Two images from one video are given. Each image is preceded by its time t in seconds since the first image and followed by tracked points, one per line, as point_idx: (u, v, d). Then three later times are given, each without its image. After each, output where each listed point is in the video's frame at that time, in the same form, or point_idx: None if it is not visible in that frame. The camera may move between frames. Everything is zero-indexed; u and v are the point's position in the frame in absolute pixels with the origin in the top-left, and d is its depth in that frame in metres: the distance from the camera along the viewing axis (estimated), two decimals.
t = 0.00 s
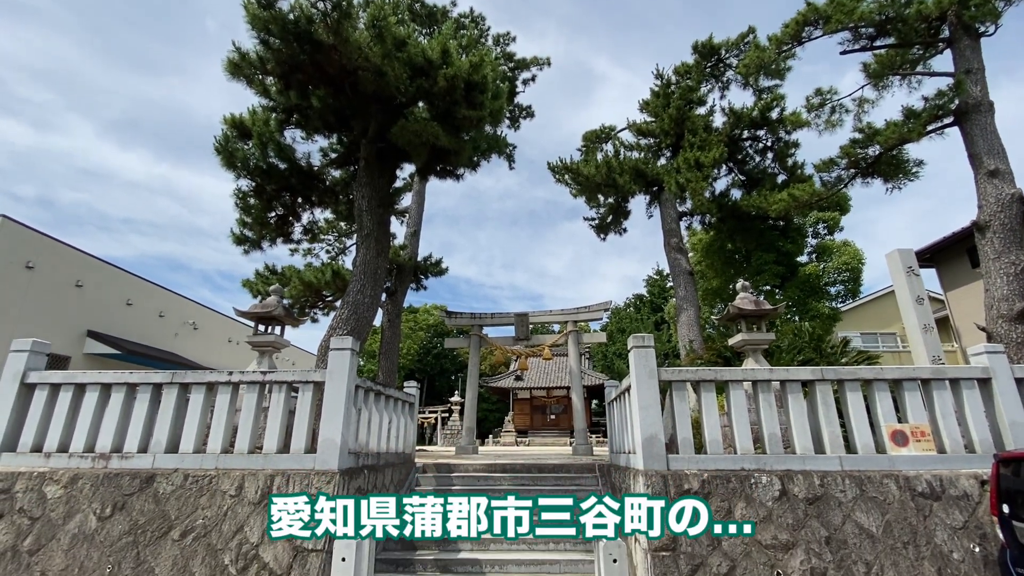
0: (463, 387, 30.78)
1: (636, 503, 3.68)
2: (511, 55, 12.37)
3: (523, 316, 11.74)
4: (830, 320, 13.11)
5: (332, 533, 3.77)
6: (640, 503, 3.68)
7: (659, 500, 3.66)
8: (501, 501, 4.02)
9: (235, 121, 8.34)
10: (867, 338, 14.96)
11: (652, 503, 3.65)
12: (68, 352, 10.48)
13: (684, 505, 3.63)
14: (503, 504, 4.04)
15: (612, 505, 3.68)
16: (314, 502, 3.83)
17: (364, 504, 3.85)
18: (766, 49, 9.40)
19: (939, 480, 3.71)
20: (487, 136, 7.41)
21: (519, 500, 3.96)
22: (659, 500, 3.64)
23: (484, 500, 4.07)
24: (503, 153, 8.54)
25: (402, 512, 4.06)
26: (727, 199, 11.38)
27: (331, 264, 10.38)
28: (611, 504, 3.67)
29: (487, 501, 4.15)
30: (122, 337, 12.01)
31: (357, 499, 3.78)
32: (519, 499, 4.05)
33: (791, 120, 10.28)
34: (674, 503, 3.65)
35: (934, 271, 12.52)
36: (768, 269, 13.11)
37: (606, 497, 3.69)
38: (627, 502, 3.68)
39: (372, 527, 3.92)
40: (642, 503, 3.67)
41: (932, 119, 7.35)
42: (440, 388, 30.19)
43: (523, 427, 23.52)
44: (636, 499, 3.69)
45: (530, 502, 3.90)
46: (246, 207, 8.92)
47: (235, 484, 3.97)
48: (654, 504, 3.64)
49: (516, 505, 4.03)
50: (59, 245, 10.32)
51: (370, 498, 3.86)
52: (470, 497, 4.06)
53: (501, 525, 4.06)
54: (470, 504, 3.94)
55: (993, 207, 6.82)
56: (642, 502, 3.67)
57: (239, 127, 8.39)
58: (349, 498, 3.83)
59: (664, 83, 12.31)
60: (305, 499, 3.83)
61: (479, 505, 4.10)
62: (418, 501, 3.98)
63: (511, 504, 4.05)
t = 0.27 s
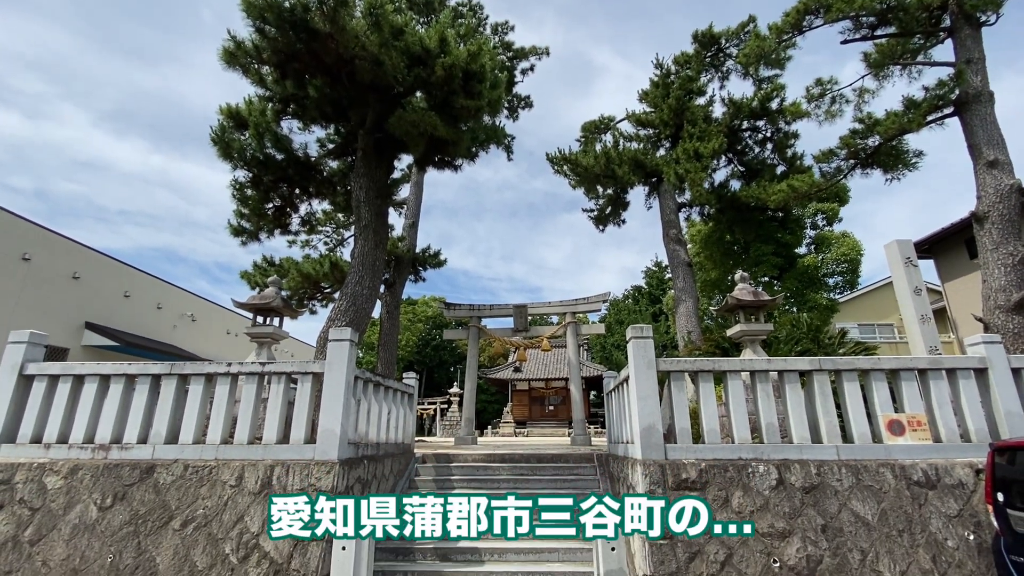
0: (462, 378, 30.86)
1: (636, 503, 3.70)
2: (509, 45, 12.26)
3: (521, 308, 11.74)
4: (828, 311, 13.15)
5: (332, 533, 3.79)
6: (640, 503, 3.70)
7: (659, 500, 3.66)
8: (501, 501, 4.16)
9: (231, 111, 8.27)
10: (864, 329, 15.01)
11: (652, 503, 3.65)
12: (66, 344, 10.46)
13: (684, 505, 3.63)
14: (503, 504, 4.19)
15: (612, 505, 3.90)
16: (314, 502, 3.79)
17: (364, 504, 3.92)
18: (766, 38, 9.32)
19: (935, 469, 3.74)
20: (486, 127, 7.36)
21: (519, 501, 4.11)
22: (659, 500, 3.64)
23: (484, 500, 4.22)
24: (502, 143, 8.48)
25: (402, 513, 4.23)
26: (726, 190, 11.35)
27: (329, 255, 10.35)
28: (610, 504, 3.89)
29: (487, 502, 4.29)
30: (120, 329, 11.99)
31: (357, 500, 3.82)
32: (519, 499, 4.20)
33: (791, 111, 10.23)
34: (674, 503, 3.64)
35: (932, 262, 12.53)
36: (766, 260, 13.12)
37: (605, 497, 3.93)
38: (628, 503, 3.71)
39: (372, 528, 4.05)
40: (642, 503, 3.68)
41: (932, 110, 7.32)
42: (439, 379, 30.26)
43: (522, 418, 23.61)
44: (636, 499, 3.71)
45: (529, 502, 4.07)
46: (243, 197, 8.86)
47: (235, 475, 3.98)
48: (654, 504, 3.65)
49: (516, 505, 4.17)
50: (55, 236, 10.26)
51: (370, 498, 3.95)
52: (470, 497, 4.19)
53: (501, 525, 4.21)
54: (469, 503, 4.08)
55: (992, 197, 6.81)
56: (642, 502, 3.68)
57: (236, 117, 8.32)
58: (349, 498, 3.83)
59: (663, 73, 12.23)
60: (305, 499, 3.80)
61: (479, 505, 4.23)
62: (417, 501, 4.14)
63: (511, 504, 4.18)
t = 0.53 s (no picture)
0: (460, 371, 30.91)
1: (636, 503, 3.66)
2: (507, 35, 12.16)
3: (519, 300, 11.72)
4: (825, 303, 13.19)
5: (332, 533, 3.79)
6: (640, 503, 3.66)
7: (659, 500, 3.64)
8: (501, 501, 4.11)
9: (226, 102, 8.20)
10: (861, 322, 15.07)
11: (652, 503, 3.63)
12: (62, 337, 10.43)
13: (684, 505, 3.62)
14: (503, 504, 4.13)
15: (612, 506, 3.85)
16: (314, 502, 3.81)
17: (364, 504, 3.94)
18: (765, 29, 9.26)
19: (930, 459, 3.77)
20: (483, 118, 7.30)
21: (519, 501, 4.04)
22: (659, 500, 3.62)
23: (484, 500, 4.17)
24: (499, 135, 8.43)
25: (402, 513, 4.22)
26: (724, 182, 11.33)
27: (326, 248, 10.32)
28: (611, 505, 3.84)
29: (487, 502, 4.23)
30: (116, 322, 11.95)
31: (358, 500, 3.83)
32: (519, 499, 4.13)
33: (790, 103, 10.20)
34: (674, 503, 3.64)
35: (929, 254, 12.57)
36: (763, 253, 13.15)
37: (605, 497, 3.88)
38: (628, 503, 3.66)
39: (372, 527, 4.05)
40: (642, 503, 3.64)
41: (930, 102, 7.30)
42: (437, 372, 30.31)
43: (520, 411, 23.70)
44: (636, 499, 3.67)
45: (529, 503, 3.98)
46: (238, 189, 8.81)
47: (233, 466, 3.99)
48: (654, 504, 3.63)
49: (516, 505, 4.10)
50: (49, 229, 10.19)
51: (370, 498, 3.96)
52: (470, 498, 4.15)
53: (501, 525, 4.16)
54: (469, 503, 4.03)
55: (989, 190, 6.82)
56: (642, 502, 3.64)
57: (231, 108, 8.25)
58: (348, 498, 3.83)
59: (662, 65, 12.16)
60: (306, 499, 3.81)
61: (479, 505, 4.18)
62: (418, 501, 4.12)
63: (511, 504, 4.12)
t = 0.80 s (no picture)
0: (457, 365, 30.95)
1: (636, 503, 3.65)
2: (504, 27, 12.07)
3: (516, 294, 11.71)
4: (820, 297, 13.24)
5: (332, 533, 3.79)
6: (640, 503, 3.66)
7: (659, 500, 3.64)
8: (501, 501, 4.04)
9: (220, 93, 8.12)
10: (856, 315, 15.15)
11: (652, 503, 3.63)
12: (56, 330, 10.35)
13: (684, 505, 3.61)
14: (503, 504, 4.06)
15: (612, 505, 3.77)
16: (314, 501, 3.80)
17: (364, 503, 3.86)
18: (764, 22, 9.21)
19: (924, 451, 3.80)
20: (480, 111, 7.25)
21: (519, 501, 3.97)
22: (659, 500, 3.62)
23: (484, 499, 4.10)
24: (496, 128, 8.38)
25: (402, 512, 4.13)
26: (721, 176, 11.32)
27: (322, 241, 10.27)
28: (610, 504, 3.75)
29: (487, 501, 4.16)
30: (111, 316, 11.87)
31: (357, 500, 3.78)
32: (519, 499, 4.06)
33: (788, 96, 10.17)
34: (674, 503, 3.64)
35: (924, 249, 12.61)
36: (759, 247, 13.16)
37: (605, 497, 3.80)
38: (628, 502, 3.65)
39: (372, 528, 3.98)
40: (642, 503, 3.64)
41: (928, 96, 7.30)
42: (433, 366, 30.33)
43: (516, 404, 23.76)
44: (636, 499, 3.66)
45: (529, 502, 3.93)
46: (233, 182, 8.74)
47: (229, 460, 3.98)
48: (654, 504, 3.63)
49: (516, 505, 4.03)
50: (43, 222, 10.09)
51: (370, 498, 3.88)
52: (470, 497, 4.06)
53: (501, 525, 4.07)
54: (469, 504, 3.95)
55: (985, 184, 6.84)
56: (643, 502, 3.64)
57: (225, 100, 8.16)
58: (348, 499, 3.81)
59: (659, 58, 12.11)
60: (306, 499, 3.80)
61: (479, 505, 4.10)
62: (417, 501, 4.04)
63: (511, 504, 4.05)
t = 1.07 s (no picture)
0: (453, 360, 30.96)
1: (636, 503, 3.64)
2: (501, 21, 12.00)
3: (512, 289, 11.69)
4: (816, 293, 13.30)
5: (332, 533, 3.70)
6: (640, 503, 3.65)
7: (659, 500, 3.64)
8: (501, 501, 3.93)
9: (214, 86, 8.05)
10: (850, 311, 15.24)
11: (652, 503, 3.62)
12: (49, 325, 10.28)
13: (684, 505, 3.60)
14: (503, 504, 3.94)
15: (613, 505, 3.63)
16: (314, 501, 3.78)
17: (364, 503, 3.78)
18: (761, 17, 9.19)
19: (917, 445, 3.82)
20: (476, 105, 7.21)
21: (519, 500, 3.86)
22: (659, 500, 3.62)
23: (484, 500, 3.97)
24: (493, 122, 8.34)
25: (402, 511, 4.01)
26: (717, 172, 11.33)
27: (318, 236, 10.23)
28: (611, 504, 3.61)
29: (488, 500, 4.04)
30: (104, 311, 11.79)
31: (357, 500, 3.71)
32: (519, 499, 3.94)
33: (785, 92, 10.16)
34: (674, 503, 3.63)
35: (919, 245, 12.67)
36: (755, 243, 13.20)
37: (606, 496, 3.63)
38: (628, 502, 3.64)
39: (372, 527, 3.86)
40: (642, 503, 3.63)
41: (924, 92, 7.31)
42: (429, 362, 30.33)
43: (512, 399, 23.81)
44: (636, 499, 3.65)
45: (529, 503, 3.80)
46: (228, 175, 8.68)
47: (225, 454, 3.96)
48: (654, 504, 3.62)
49: (516, 505, 3.91)
50: (35, 216, 9.99)
51: (370, 498, 3.80)
52: (470, 497, 3.95)
53: (501, 525, 3.95)
54: (469, 503, 3.84)
55: (981, 179, 6.86)
56: (643, 502, 3.63)
57: (219, 93, 8.09)
58: (348, 498, 3.75)
59: (657, 53, 12.07)
60: (306, 499, 3.76)
61: (479, 505, 3.98)
62: (417, 501, 3.92)
63: (511, 504, 3.93)
